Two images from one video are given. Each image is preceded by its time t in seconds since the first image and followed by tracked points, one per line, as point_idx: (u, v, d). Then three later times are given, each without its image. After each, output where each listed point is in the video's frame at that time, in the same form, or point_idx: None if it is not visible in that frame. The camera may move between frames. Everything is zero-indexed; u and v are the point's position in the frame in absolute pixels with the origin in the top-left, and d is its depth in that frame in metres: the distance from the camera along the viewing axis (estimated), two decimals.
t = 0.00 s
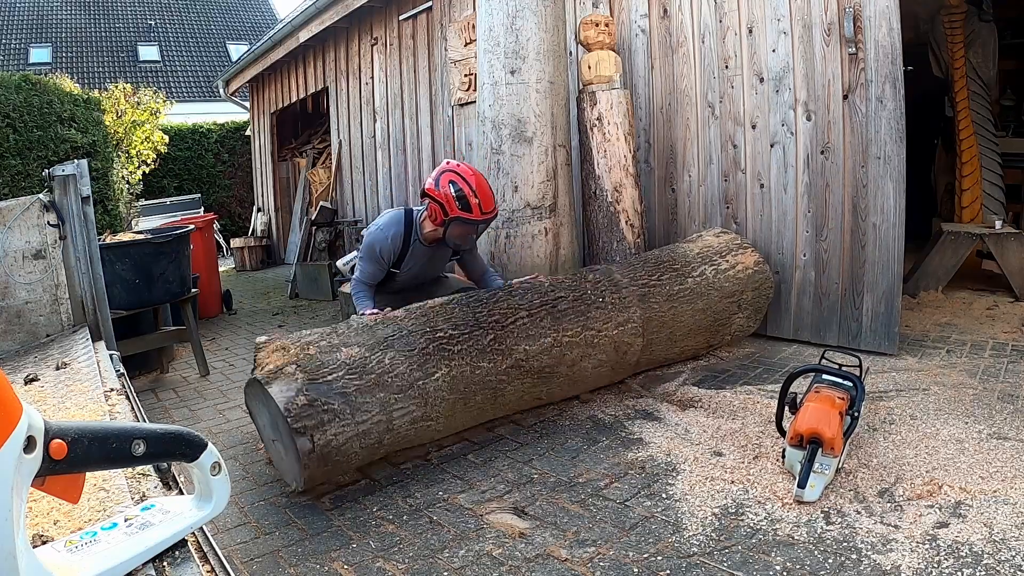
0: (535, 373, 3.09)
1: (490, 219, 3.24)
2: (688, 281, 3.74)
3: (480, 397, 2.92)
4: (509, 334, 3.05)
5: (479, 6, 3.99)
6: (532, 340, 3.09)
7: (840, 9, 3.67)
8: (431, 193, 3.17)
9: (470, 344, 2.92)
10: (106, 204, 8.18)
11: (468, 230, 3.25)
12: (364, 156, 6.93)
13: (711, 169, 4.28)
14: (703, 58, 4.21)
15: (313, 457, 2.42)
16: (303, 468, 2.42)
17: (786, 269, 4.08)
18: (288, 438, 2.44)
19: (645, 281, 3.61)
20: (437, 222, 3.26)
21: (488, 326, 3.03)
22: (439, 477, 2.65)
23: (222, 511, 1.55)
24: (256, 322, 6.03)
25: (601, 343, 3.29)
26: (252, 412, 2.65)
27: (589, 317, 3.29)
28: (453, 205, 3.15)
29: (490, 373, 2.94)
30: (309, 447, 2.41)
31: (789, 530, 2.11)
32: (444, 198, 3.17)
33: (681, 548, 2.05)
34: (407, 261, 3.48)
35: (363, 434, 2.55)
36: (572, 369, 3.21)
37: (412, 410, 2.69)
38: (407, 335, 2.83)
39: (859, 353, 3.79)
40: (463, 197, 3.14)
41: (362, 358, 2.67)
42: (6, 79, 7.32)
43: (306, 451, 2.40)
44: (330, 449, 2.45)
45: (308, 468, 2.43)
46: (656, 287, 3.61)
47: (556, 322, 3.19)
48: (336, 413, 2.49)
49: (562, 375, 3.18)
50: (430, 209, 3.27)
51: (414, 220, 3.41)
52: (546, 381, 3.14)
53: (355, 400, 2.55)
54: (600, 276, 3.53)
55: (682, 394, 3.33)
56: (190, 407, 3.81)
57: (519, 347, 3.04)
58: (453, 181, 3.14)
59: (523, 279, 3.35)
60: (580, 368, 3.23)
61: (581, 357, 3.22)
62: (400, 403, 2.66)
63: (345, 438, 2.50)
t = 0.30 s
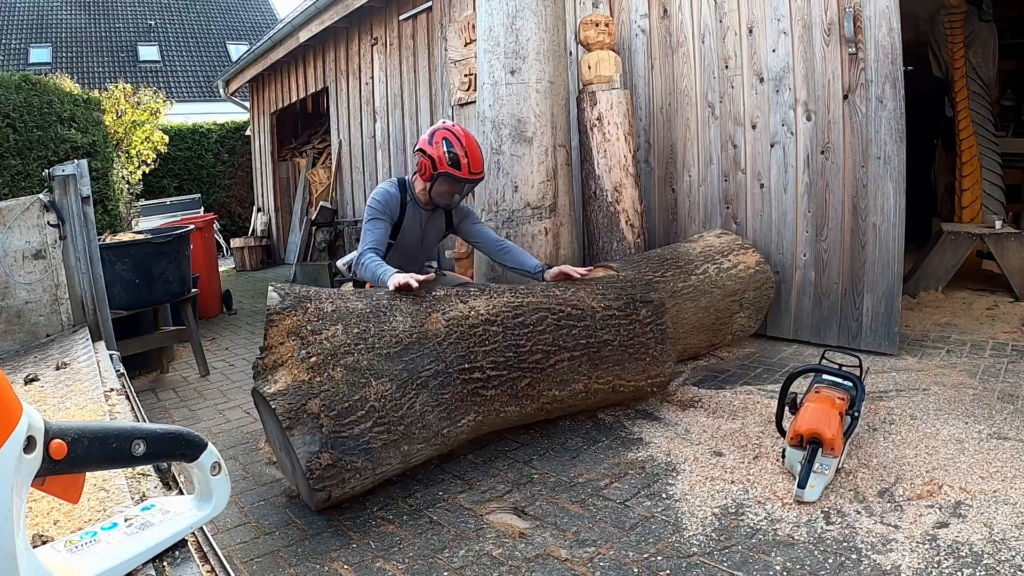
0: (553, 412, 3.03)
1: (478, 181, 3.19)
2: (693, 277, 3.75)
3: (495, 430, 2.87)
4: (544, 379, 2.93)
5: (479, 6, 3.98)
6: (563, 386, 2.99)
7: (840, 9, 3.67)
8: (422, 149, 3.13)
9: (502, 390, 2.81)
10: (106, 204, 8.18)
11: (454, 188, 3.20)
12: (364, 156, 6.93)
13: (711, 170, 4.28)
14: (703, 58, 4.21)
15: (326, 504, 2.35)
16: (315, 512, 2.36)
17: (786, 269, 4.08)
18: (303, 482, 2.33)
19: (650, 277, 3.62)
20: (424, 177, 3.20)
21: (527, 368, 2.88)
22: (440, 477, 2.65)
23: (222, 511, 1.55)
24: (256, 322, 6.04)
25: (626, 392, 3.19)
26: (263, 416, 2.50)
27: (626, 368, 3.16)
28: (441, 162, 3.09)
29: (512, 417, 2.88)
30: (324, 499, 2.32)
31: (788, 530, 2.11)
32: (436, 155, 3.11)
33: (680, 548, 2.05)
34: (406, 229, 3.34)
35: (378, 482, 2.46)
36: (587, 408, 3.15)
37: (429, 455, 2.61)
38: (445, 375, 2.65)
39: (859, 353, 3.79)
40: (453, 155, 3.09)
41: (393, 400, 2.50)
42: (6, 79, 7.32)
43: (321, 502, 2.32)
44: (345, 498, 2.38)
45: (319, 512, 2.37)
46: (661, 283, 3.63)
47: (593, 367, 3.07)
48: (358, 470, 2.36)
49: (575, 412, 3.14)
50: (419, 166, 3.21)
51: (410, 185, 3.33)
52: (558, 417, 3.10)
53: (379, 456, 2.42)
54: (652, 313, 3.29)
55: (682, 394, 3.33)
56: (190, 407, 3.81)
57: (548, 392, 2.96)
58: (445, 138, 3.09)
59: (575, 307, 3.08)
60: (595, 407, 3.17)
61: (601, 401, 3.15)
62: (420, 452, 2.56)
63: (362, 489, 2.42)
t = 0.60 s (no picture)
0: (554, 413, 3.03)
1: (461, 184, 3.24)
2: (691, 278, 3.74)
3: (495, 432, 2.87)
4: (545, 380, 2.92)
5: (479, 6, 3.98)
6: (564, 388, 2.99)
7: (840, 9, 3.67)
8: (405, 157, 3.20)
9: (503, 391, 2.81)
10: (106, 204, 8.18)
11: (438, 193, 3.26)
12: (364, 156, 6.93)
13: (711, 169, 4.28)
14: (703, 58, 4.21)
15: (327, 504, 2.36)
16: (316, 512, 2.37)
17: (786, 268, 4.08)
18: (304, 483, 2.33)
19: (649, 277, 3.64)
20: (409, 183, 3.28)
21: (528, 369, 2.87)
22: (440, 477, 2.65)
23: (222, 511, 1.55)
24: (256, 322, 6.04)
25: (627, 393, 3.18)
26: (262, 416, 2.49)
27: (628, 370, 3.14)
28: (423, 167, 3.17)
29: (513, 418, 2.88)
30: (325, 500, 2.33)
31: (789, 530, 2.11)
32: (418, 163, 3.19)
33: (680, 548, 2.05)
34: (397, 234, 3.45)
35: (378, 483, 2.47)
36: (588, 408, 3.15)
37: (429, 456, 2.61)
38: (446, 377, 2.65)
39: (859, 353, 3.79)
40: (434, 161, 3.15)
41: (394, 402, 2.49)
42: (6, 79, 7.32)
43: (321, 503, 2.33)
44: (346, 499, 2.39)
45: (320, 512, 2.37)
46: (660, 283, 3.63)
47: (594, 369, 3.06)
48: (359, 472, 2.37)
49: (576, 413, 3.13)
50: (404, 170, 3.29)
51: (398, 190, 3.44)
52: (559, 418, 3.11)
53: (379, 459, 2.42)
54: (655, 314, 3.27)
55: (682, 394, 3.33)
56: (190, 407, 3.81)
57: (549, 394, 2.95)
58: (426, 144, 3.16)
59: (577, 307, 3.07)
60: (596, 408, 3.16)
61: (602, 402, 3.14)
62: (420, 454, 2.56)
63: (362, 489, 2.43)
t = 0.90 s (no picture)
0: (546, 396, 2.99)
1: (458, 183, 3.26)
2: (691, 280, 3.74)
3: (488, 419, 2.83)
4: (528, 358, 2.94)
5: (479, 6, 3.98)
6: (549, 366, 2.99)
7: (840, 9, 3.67)
8: (399, 161, 3.20)
9: (487, 368, 2.81)
10: (106, 204, 8.18)
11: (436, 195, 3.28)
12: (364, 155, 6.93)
13: (711, 169, 4.28)
14: (703, 58, 4.21)
15: (319, 486, 2.33)
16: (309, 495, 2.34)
17: (786, 269, 4.09)
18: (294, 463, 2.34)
19: (647, 279, 3.62)
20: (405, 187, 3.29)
21: (508, 347, 2.91)
22: (440, 477, 2.65)
23: (221, 512, 1.55)
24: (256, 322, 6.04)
25: (616, 371, 3.19)
26: (258, 414, 2.56)
27: (610, 345, 3.18)
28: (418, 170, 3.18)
29: (502, 399, 2.84)
30: (316, 478, 2.31)
31: (789, 530, 2.11)
32: (412, 165, 3.20)
33: (680, 548, 2.05)
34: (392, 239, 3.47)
35: (371, 464, 2.45)
36: (580, 396, 3.13)
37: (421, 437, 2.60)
38: (427, 355, 2.70)
39: (859, 353, 3.79)
40: (429, 163, 3.16)
41: (377, 379, 2.55)
42: (6, 79, 7.32)
43: (313, 482, 2.31)
44: (338, 478, 2.36)
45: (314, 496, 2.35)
46: (659, 285, 3.61)
47: (576, 347, 3.09)
48: (347, 445, 2.37)
49: (569, 399, 3.09)
50: (399, 176, 3.30)
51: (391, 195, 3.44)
52: (553, 407, 3.06)
53: (367, 431, 2.44)
54: (628, 296, 3.41)
55: (682, 394, 3.33)
56: (190, 407, 3.81)
57: (535, 372, 2.94)
58: (419, 147, 3.16)
59: (551, 294, 3.21)
60: (589, 392, 3.14)
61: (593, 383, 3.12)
62: (410, 433, 2.55)
63: (354, 468, 2.40)
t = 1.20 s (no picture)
0: (521, 340, 3.15)
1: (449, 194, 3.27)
2: (691, 280, 3.73)
3: (467, 360, 3.01)
4: (490, 306, 3.21)
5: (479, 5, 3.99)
6: (513, 310, 3.21)
7: (840, 9, 3.67)
8: (390, 174, 3.21)
9: (451, 310, 3.12)
10: (106, 204, 8.17)
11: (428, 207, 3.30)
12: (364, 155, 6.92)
13: (711, 169, 4.28)
14: (703, 58, 4.21)
15: (298, 378, 2.62)
16: (290, 390, 2.61)
17: (786, 268, 4.08)
18: (276, 368, 2.67)
19: (647, 280, 3.63)
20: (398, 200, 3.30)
21: (470, 300, 3.22)
22: (439, 477, 2.65)
23: (221, 511, 1.55)
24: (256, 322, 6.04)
25: (585, 318, 3.32)
26: (247, 373, 2.91)
27: (570, 294, 3.38)
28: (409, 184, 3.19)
29: (473, 336, 3.06)
30: (294, 367, 2.62)
31: (789, 530, 2.11)
32: (402, 177, 3.20)
33: (681, 548, 2.05)
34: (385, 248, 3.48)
35: (349, 369, 2.73)
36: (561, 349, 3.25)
37: (398, 355, 2.86)
38: (394, 306, 3.09)
39: (859, 353, 3.79)
40: (420, 177, 3.16)
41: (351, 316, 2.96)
42: (6, 79, 7.31)
43: (291, 371, 2.62)
44: (315, 372, 2.66)
45: (294, 391, 2.61)
46: (659, 285, 3.62)
47: (537, 298, 3.31)
48: (322, 342, 2.74)
49: (548, 348, 3.21)
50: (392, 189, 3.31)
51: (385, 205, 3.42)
52: (536, 356, 3.18)
53: (340, 336, 2.80)
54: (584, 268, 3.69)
55: (682, 393, 3.33)
56: (190, 407, 3.81)
57: (500, 316, 3.17)
58: (409, 160, 3.16)
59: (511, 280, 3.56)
60: (566, 343, 3.26)
61: (564, 330, 3.26)
62: (385, 347, 2.85)
63: (330, 368, 2.70)
